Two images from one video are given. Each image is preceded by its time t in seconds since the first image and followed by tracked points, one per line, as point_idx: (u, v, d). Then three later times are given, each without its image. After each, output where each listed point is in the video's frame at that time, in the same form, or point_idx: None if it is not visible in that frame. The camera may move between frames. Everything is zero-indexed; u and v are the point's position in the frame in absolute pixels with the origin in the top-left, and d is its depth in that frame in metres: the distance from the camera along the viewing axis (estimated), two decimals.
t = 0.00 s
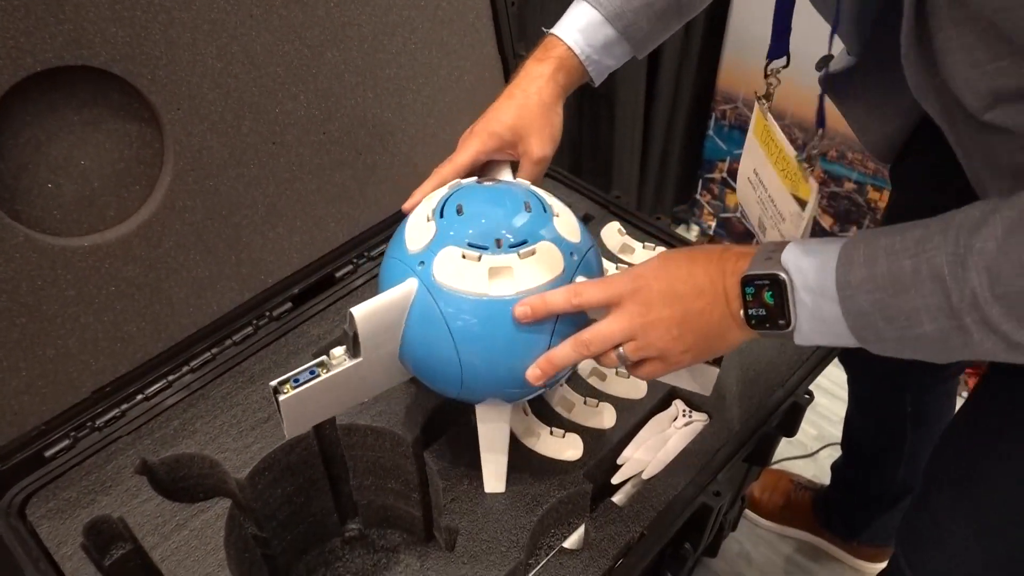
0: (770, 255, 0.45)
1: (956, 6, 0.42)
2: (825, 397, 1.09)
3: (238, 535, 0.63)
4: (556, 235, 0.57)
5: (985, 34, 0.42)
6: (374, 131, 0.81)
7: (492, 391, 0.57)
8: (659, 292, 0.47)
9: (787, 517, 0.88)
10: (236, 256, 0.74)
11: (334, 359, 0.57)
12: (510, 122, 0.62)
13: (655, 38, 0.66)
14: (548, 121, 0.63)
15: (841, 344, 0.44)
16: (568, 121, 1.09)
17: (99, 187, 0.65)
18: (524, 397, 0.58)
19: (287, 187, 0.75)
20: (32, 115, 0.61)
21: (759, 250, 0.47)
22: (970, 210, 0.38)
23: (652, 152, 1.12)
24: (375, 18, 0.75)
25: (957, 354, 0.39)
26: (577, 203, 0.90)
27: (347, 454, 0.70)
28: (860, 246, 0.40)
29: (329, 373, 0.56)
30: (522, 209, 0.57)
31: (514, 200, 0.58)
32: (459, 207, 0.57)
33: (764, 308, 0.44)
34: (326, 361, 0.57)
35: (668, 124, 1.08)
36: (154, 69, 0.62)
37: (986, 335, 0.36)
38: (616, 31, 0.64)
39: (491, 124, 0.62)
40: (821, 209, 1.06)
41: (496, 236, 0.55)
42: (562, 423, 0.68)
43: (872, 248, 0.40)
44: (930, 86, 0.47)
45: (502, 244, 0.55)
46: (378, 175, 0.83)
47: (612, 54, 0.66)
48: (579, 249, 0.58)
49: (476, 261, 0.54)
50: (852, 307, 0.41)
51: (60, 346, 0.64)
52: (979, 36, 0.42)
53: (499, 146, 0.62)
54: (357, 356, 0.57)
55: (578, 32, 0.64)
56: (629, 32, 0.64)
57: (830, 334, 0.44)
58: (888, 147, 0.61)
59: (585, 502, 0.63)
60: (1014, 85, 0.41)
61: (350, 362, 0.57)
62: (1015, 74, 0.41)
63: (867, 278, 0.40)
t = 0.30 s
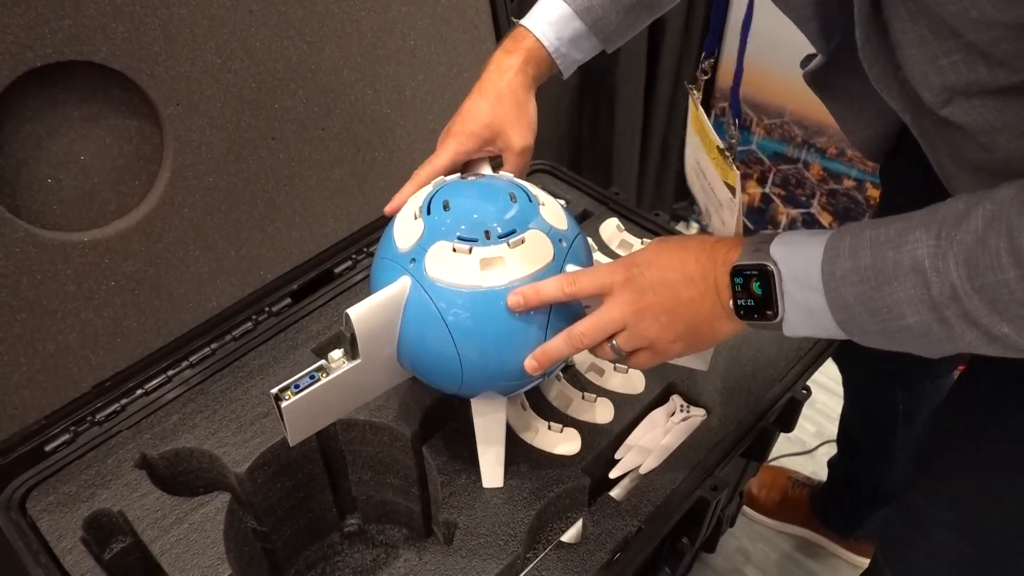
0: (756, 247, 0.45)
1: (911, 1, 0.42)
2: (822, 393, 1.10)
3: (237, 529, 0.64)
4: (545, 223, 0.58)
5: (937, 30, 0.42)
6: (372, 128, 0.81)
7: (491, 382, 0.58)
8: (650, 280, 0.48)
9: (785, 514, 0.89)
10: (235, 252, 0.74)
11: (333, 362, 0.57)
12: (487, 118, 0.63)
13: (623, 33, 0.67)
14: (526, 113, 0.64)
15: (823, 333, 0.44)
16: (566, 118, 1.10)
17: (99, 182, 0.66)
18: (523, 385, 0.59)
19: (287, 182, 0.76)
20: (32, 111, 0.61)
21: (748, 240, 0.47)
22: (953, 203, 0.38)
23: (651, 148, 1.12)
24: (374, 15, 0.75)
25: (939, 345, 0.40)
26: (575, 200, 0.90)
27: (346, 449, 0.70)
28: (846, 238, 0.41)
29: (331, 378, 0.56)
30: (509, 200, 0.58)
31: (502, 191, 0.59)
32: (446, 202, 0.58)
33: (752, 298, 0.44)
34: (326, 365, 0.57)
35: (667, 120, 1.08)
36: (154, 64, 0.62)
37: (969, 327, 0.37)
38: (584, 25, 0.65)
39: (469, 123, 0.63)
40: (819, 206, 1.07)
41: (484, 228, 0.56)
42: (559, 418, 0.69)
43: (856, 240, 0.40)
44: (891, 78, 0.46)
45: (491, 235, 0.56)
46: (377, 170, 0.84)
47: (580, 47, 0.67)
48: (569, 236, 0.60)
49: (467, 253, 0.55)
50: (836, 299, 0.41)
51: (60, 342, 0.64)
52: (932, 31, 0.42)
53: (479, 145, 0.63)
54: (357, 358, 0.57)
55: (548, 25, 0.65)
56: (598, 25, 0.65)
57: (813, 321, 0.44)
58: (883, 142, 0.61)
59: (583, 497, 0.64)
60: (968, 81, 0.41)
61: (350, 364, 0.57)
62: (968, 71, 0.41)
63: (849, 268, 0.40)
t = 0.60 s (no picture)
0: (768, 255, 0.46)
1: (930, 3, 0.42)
2: (821, 390, 1.10)
3: (236, 526, 0.64)
4: (544, 222, 0.58)
5: (958, 31, 0.42)
6: (371, 126, 0.81)
7: (488, 379, 0.58)
8: (667, 273, 0.48)
9: (785, 510, 0.88)
10: (234, 250, 0.75)
11: (330, 354, 0.58)
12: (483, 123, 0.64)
13: (617, 29, 0.68)
14: (521, 115, 0.65)
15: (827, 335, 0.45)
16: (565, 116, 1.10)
17: (98, 180, 0.66)
18: (520, 382, 0.60)
19: (285, 180, 0.76)
20: (31, 109, 0.61)
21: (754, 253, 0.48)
22: (958, 212, 0.39)
23: (650, 146, 1.12)
24: (373, 14, 0.75)
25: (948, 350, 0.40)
26: (573, 197, 0.90)
27: (346, 446, 0.71)
28: (856, 243, 0.42)
29: (327, 370, 0.57)
30: (510, 198, 0.58)
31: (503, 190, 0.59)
32: (447, 200, 0.58)
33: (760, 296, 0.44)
34: (323, 357, 0.58)
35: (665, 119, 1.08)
36: (153, 63, 0.62)
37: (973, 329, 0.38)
38: (576, 23, 0.66)
39: (465, 129, 0.63)
40: (818, 205, 1.07)
41: (483, 226, 0.56)
42: (558, 415, 0.69)
43: (866, 246, 0.41)
44: (905, 79, 0.46)
45: (490, 233, 0.56)
46: (375, 168, 0.84)
47: (573, 45, 0.68)
48: (568, 236, 0.60)
49: (466, 250, 0.56)
50: (845, 303, 0.42)
51: (59, 339, 0.65)
52: (953, 33, 0.42)
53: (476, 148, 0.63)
54: (353, 351, 0.58)
55: (539, 24, 0.66)
56: (590, 23, 0.66)
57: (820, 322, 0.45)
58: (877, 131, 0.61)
59: (582, 494, 0.64)
60: (986, 82, 0.42)
61: (346, 356, 0.58)
62: (987, 72, 0.41)
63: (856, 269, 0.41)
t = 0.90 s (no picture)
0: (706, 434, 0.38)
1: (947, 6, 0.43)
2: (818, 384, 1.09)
3: (228, 523, 0.64)
4: (533, 216, 0.58)
5: (975, 38, 0.42)
6: (361, 121, 0.81)
7: (476, 374, 0.58)
8: (590, 481, 0.38)
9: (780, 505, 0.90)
10: (226, 246, 0.74)
11: (319, 350, 0.58)
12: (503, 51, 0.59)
13: None
14: (544, 46, 0.60)
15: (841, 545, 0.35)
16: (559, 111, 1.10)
17: (87, 178, 0.65)
18: (509, 377, 0.59)
19: (276, 176, 0.76)
20: (18, 106, 0.61)
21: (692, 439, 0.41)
22: (904, 368, 0.34)
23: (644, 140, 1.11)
24: (363, 9, 0.75)
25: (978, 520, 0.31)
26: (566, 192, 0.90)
27: (339, 443, 0.70)
28: (799, 421, 0.35)
29: (315, 365, 0.56)
30: (498, 191, 0.58)
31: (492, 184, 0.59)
32: (436, 193, 0.58)
33: (699, 501, 0.37)
34: (312, 353, 0.57)
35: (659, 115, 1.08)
36: (141, 59, 0.62)
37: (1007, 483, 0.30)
38: None
39: (484, 57, 0.58)
40: (814, 198, 1.06)
41: (471, 219, 0.56)
42: (551, 410, 0.68)
43: (809, 426, 0.35)
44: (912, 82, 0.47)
45: (477, 226, 0.56)
46: (366, 163, 0.83)
47: None
48: (558, 229, 0.59)
49: (453, 244, 0.55)
50: (797, 492, 0.34)
51: (50, 338, 0.64)
52: (967, 39, 0.42)
53: (493, 83, 0.58)
54: (341, 346, 0.57)
55: None
56: None
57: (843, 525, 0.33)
58: (881, 117, 0.62)
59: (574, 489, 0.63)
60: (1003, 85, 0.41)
61: (335, 352, 0.57)
62: (1003, 79, 0.41)
63: (812, 463, 0.34)
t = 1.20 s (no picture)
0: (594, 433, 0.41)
1: None
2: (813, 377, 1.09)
3: (213, 514, 0.64)
4: (514, 204, 0.58)
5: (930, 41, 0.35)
6: (345, 114, 0.78)
7: (458, 363, 0.58)
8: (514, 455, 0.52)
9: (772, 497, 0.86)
10: (211, 239, 0.72)
11: (300, 340, 0.57)
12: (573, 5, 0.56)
13: None
14: (609, 28, 0.56)
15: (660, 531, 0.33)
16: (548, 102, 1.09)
17: (70, 171, 0.64)
18: (490, 366, 0.59)
19: (263, 169, 0.74)
20: None
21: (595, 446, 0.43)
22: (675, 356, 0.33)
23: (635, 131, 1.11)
24: None
25: (749, 491, 0.29)
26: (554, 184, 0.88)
27: (325, 436, 0.70)
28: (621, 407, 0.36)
29: (295, 355, 0.56)
30: (478, 180, 0.58)
31: (473, 172, 0.59)
32: (415, 182, 0.58)
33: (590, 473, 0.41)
34: (293, 343, 0.57)
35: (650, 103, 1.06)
36: (122, 51, 0.61)
37: (756, 434, 0.28)
38: None
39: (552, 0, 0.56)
40: (804, 190, 1.00)
41: (451, 208, 0.56)
42: (537, 400, 0.68)
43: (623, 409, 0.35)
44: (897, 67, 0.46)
45: (457, 215, 0.56)
46: (353, 158, 0.81)
47: None
48: (539, 218, 0.59)
49: (432, 233, 0.55)
50: (604, 467, 0.34)
51: (33, 331, 0.63)
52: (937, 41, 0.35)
53: (549, 24, 0.57)
54: (323, 336, 0.57)
55: None
56: None
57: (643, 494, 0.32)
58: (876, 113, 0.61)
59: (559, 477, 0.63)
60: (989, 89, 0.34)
61: (317, 342, 0.57)
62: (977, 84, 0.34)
63: (620, 423, 0.34)
